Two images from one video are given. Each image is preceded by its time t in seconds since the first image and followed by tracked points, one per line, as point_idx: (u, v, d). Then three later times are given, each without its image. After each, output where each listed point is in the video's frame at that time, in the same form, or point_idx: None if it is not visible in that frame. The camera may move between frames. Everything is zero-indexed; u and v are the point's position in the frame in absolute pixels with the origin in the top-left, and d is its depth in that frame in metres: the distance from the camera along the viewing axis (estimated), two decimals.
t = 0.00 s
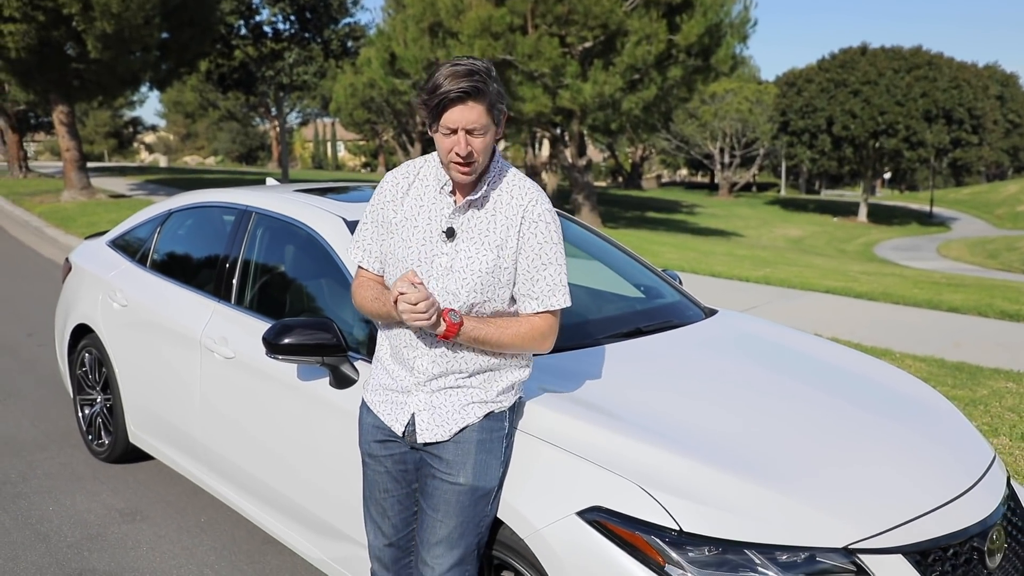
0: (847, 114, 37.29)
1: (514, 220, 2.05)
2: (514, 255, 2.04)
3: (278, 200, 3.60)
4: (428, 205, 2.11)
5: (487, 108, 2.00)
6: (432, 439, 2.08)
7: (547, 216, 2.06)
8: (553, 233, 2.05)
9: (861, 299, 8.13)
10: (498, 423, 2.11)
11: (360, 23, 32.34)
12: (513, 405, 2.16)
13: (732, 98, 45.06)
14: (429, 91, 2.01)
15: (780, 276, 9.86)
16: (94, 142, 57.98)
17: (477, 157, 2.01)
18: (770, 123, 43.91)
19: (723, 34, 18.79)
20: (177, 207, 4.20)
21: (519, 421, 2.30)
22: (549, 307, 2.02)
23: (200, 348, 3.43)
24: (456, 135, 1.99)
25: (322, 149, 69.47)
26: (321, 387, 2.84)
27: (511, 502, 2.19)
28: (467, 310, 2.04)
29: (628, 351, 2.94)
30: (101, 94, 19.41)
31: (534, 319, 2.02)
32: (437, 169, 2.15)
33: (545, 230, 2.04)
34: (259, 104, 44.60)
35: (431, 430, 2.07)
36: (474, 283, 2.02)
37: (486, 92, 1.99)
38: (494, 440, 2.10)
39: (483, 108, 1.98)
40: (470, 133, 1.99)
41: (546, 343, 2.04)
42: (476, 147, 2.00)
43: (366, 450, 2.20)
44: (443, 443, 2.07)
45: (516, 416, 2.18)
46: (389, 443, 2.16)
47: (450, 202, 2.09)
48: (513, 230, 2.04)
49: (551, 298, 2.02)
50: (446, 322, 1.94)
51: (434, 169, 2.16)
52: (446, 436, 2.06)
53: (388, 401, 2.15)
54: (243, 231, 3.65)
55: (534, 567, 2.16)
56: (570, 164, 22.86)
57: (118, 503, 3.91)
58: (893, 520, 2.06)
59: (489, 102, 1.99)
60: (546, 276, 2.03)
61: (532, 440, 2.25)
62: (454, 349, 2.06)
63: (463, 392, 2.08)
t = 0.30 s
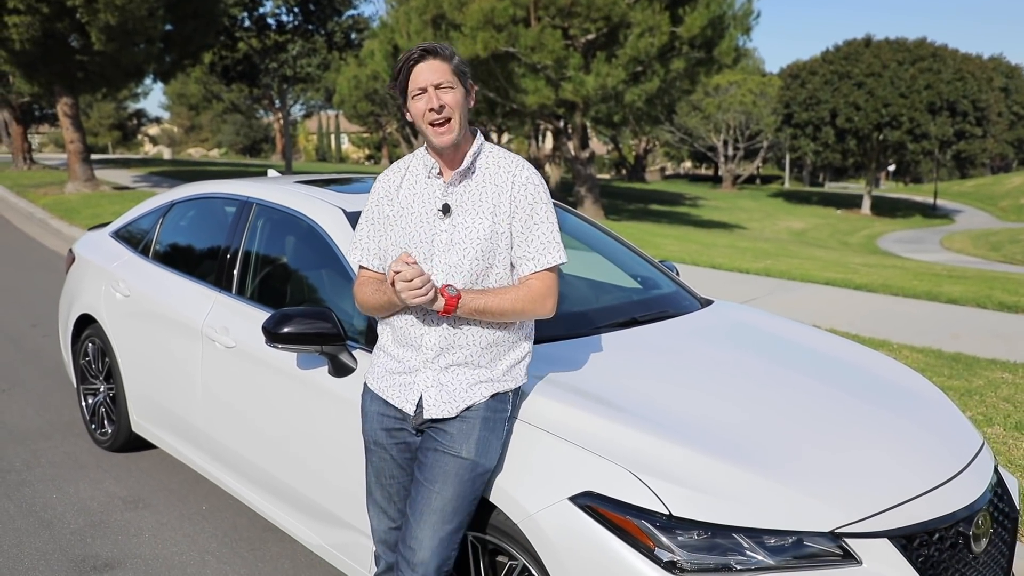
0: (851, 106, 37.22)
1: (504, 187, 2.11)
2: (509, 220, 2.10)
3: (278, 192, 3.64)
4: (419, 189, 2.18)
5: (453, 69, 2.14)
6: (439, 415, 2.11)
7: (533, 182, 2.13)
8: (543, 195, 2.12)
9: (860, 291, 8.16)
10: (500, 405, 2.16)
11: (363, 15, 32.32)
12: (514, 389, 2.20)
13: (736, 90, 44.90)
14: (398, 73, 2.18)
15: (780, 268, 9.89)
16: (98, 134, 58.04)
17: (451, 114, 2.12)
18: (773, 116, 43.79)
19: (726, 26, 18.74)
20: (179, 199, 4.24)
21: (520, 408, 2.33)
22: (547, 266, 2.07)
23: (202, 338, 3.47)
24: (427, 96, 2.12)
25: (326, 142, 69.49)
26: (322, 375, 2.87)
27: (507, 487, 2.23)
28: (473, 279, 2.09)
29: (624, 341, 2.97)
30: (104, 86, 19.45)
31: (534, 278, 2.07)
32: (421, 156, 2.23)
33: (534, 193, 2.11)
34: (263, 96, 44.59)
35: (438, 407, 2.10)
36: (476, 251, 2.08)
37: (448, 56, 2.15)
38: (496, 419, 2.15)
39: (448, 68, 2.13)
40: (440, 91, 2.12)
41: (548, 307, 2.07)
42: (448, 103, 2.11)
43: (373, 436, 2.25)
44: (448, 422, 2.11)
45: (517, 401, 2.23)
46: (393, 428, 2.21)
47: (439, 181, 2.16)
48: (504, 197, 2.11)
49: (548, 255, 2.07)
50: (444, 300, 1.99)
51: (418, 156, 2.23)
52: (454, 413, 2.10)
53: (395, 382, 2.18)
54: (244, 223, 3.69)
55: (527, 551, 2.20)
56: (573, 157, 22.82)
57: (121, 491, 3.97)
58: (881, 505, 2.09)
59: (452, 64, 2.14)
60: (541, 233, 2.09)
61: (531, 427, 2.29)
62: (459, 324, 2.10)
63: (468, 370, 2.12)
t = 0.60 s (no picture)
0: (851, 103, 37.22)
1: (492, 177, 2.13)
2: (497, 208, 2.11)
3: (277, 188, 3.66)
4: (412, 184, 2.22)
5: (437, 68, 2.17)
6: (427, 402, 2.13)
7: (521, 172, 2.14)
8: (530, 186, 2.13)
9: (857, 287, 8.18)
10: (487, 400, 2.18)
11: (363, 12, 32.29)
12: (503, 383, 2.21)
13: (735, 86, 44.87)
14: (387, 73, 2.21)
15: (778, 264, 9.90)
16: (98, 131, 58.03)
17: (436, 110, 2.14)
18: (773, 112, 43.76)
19: (725, 22, 18.71)
20: (178, 195, 4.26)
21: (510, 403, 2.35)
22: (533, 252, 2.07)
23: (200, 333, 3.50)
24: (414, 93, 2.15)
25: (325, 138, 69.44)
26: (318, 370, 2.90)
27: (495, 480, 2.26)
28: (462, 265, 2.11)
29: (618, 336, 2.98)
30: (104, 83, 19.46)
31: (520, 266, 2.08)
32: (414, 155, 2.28)
33: (522, 182, 2.12)
34: (262, 93, 44.55)
35: (425, 394, 2.13)
36: (463, 239, 2.11)
37: (433, 55, 2.18)
38: (481, 411, 2.16)
39: (433, 67, 2.16)
40: (426, 87, 2.14)
41: (532, 296, 2.08)
42: (434, 100, 2.14)
43: (365, 428, 2.28)
44: (433, 413, 2.13)
45: (504, 395, 2.23)
46: (383, 421, 2.23)
47: (429, 175, 2.20)
48: (491, 186, 2.12)
49: (534, 243, 2.08)
50: (432, 287, 2.00)
51: (412, 154, 2.28)
52: (441, 401, 2.13)
53: (386, 371, 2.21)
54: (242, 220, 3.71)
55: (521, 544, 2.22)
56: (573, 153, 22.81)
57: (119, 485, 3.99)
58: (872, 499, 2.11)
59: (437, 63, 2.17)
60: (527, 221, 2.09)
61: (522, 421, 2.31)
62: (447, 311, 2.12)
63: (457, 358, 2.13)
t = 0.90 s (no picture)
0: (851, 103, 37.20)
1: (476, 180, 2.12)
2: (478, 212, 2.09)
3: (277, 190, 3.67)
4: (407, 186, 2.25)
5: (431, 76, 2.16)
6: (411, 401, 2.14)
7: (506, 176, 2.12)
8: (510, 190, 2.09)
9: (858, 287, 8.18)
10: (476, 400, 2.17)
11: (363, 13, 32.38)
12: (493, 384, 2.20)
13: (736, 87, 44.90)
14: (384, 75, 2.23)
15: (779, 265, 9.90)
16: (99, 133, 58.10)
17: (426, 118, 2.16)
18: (774, 113, 43.74)
19: (725, 23, 18.72)
20: (178, 197, 4.27)
21: (506, 403, 2.35)
22: (504, 259, 2.02)
23: (200, 335, 3.50)
24: (404, 99, 2.16)
25: (326, 140, 69.50)
26: (316, 371, 2.90)
27: (491, 478, 2.27)
28: (442, 267, 2.12)
29: (615, 338, 2.98)
30: (105, 85, 19.49)
31: (489, 278, 2.01)
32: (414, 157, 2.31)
33: (501, 187, 2.09)
34: (263, 95, 44.59)
35: (408, 394, 2.13)
36: (444, 242, 2.11)
37: (428, 61, 2.17)
38: (470, 412, 2.15)
39: (426, 73, 2.15)
40: (415, 95, 2.15)
41: (500, 304, 2.01)
42: (421, 107, 2.16)
43: (359, 426, 2.28)
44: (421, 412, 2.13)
45: (496, 395, 2.22)
46: (375, 418, 2.23)
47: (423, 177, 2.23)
48: (474, 190, 2.11)
49: (507, 250, 2.03)
50: (426, 337, 1.91)
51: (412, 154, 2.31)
52: (424, 400, 2.12)
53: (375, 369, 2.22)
54: (242, 221, 3.72)
55: (519, 544, 2.23)
56: (573, 154, 22.82)
57: (120, 487, 4.00)
58: (868, 498, 2.11)
59: (431, 69, 2.16)
60: (501, 225, 2.05)
61: (519, 422, 2.31)
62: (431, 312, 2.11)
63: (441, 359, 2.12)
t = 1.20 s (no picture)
0: (852, 105, 37.21)
1: (474, 178, 2.12)
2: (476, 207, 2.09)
3: (279, 190, 3.67)
4: (404, 186, 2.26)
5: (419, 82, 2.15)
6: (411, 400, 2.14)
7: (502, 172, 2.12)
8: (507, 186, 2.09)
9: (858, 289, 8.18)
10: (476, 400, 2.17)
11: (364, 14, 32.42)
12: (493, 382, 2.20)
13: (736, 88, 44.95)
14: (373, 82, 2.23)
15: (779, 266, 9.89)
16: (99, 133, 58.10)
17: (415, 127, 2.17)
18: (774, 114, 43.75)
19: (726, 25, 18.75)
20: (179, 198, 4.28)
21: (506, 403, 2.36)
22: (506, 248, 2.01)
23: (201, 335, 3.51)
24: (393, 108, 2.17)
25: (327, 140, 69.51)
26: (318, 371, 2.91)
27: (491, 478, 2.27)
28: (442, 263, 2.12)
29: (615, 339, 2.98)
30: (105, 85, 19.48)
31: (499, 249, 2.00)
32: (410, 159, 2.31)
33: (498, 182, 2.10)
34: (263, 95, 44.57)
35: (408, 392, 2.14)
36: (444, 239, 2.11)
37: (413, 67, 2.16)
38: (471, 411, 2.15)
39: (412, 82, 2.15)
40: (401, 104, 2.16)
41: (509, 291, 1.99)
42: (408, 116, 2.16)
43: (359, 426, 2.28)
44: (419, 411, 2.14)
45: (496, 395, 2.22)
46: (376, 417, 2.23)
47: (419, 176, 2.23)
48: (471, 188, 2.11)
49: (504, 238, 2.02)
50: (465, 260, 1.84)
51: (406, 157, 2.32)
52: (424, 400, 2.13)
53: (375, 368, 2.23)
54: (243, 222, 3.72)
55: (521, 544, 2.23)
56: (574, 155, 22.82)
57: (121, 488, 4.00)
58: (867, 500, 2.12)
59: (419, 76, 2.15)
60: (499, 218, 2.05)
61: (520, 422, 2.31)
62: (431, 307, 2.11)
63: (440, 357, 2.12)
